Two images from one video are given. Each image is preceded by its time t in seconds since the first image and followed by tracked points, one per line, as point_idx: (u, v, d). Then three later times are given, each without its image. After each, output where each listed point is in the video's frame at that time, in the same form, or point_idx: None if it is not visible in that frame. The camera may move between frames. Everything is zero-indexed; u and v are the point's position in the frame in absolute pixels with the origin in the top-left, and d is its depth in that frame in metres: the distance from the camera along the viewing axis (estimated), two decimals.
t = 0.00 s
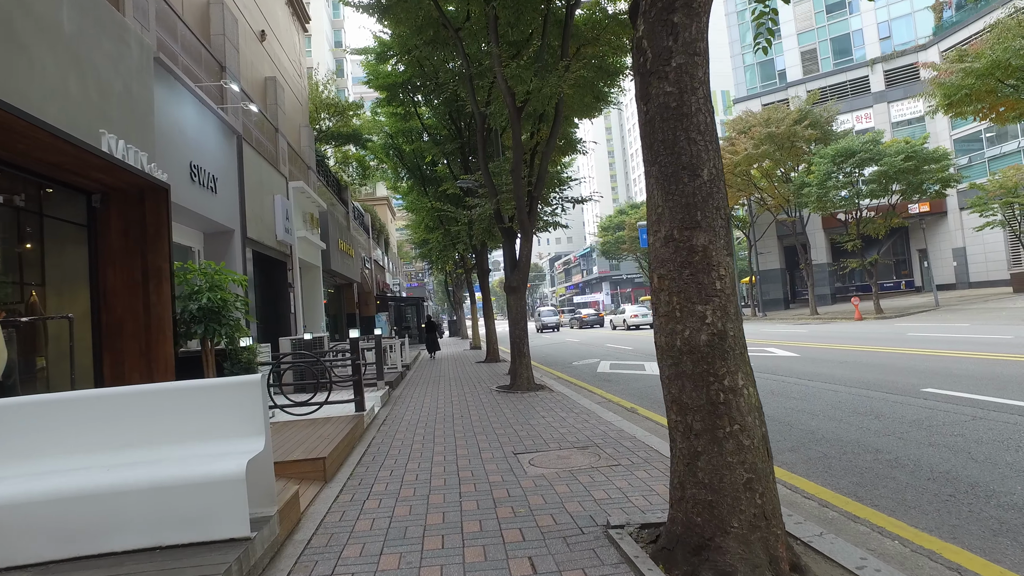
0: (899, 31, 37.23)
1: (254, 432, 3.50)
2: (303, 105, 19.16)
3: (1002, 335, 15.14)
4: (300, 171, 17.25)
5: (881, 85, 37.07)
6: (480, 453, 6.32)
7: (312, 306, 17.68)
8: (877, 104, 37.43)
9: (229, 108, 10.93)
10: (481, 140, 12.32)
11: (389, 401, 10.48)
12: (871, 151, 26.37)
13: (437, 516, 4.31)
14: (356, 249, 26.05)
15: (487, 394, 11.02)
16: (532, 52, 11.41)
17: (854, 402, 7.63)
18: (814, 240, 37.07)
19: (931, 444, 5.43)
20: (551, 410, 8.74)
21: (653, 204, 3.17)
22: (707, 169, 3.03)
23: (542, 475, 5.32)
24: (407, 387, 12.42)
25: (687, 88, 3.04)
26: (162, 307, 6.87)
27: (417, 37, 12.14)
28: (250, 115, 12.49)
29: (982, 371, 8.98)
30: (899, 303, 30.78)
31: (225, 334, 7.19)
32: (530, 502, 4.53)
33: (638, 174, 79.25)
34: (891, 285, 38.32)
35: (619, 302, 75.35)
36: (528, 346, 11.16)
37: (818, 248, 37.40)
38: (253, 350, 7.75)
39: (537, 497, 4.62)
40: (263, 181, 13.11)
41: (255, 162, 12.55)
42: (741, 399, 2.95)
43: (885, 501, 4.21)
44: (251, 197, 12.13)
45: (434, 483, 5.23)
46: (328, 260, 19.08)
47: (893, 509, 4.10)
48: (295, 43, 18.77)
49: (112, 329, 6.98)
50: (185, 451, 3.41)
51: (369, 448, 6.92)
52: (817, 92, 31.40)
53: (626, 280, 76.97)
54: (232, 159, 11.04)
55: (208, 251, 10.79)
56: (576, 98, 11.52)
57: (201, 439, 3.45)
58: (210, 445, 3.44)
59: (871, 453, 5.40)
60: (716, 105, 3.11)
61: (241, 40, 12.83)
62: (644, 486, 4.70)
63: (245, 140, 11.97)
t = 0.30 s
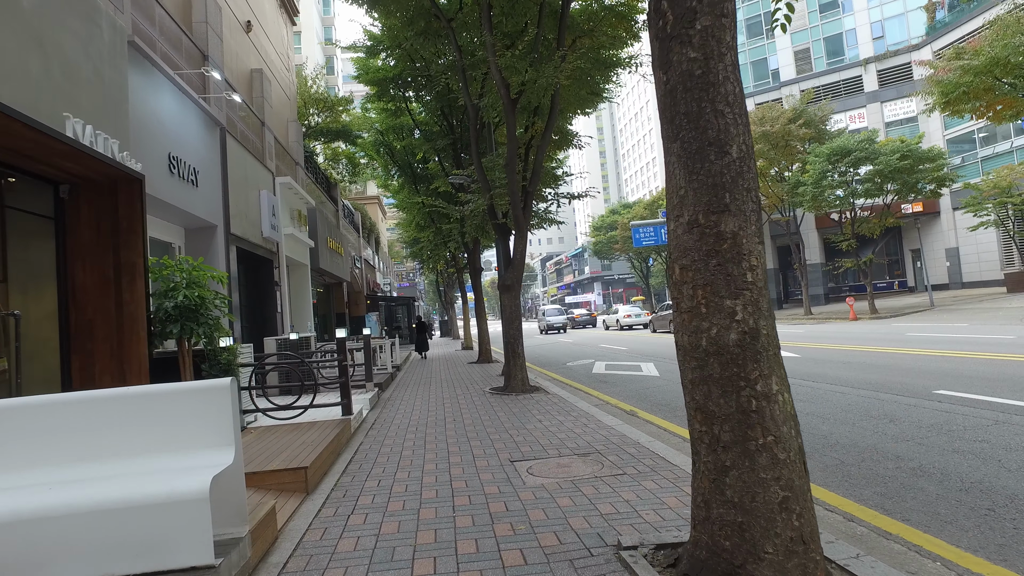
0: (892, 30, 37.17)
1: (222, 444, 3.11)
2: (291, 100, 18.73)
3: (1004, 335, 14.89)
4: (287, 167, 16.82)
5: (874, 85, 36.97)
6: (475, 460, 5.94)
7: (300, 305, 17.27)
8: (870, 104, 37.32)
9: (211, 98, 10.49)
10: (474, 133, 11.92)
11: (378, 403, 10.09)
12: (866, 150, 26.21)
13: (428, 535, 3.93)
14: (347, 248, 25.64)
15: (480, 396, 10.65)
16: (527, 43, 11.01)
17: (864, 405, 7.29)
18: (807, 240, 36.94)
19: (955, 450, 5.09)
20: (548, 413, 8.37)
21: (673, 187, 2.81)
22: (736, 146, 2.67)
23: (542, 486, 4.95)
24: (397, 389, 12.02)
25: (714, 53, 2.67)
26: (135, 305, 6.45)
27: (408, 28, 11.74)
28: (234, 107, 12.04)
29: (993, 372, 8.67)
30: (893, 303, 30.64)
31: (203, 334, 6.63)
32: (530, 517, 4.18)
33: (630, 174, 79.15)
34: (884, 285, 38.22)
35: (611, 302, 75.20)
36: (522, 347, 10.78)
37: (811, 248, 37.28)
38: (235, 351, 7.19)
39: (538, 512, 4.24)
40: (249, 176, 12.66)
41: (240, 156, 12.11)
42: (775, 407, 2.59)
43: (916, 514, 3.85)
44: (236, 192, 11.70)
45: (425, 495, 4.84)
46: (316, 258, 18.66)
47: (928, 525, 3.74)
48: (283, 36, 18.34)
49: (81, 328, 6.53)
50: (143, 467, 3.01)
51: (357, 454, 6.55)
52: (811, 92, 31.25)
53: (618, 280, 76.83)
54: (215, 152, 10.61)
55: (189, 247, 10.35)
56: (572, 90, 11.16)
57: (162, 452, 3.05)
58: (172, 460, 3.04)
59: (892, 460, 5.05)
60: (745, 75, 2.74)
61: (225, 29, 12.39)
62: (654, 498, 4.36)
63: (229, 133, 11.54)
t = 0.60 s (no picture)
0: (893, 29, 36.93)
1: (185, 470, 2.67)
2: (283, 95, 18.30)
3: (1012, 336, 14.58)
4: (279, 163, 16.39)
5: (874, 83, 36.69)
6: (472, 473, 5.53)
7: (293, 305, 16.88)
8: (869, 103, 37.02)
9: (197, 89, 10.06)
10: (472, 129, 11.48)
11: (371, 408, 9.70)
12: (869, 149, 25.93)
13: (425, 566, 3.52)
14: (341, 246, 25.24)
15: (477, 401, 10.26)
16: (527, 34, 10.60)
17: (883, 413, 6.92)
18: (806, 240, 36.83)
19: (992, 466, 4.72)
20: (549, 420, 7.97)
21: (709, 172, 2.40)
22: (786, 125, 2.27)
23: (547, 507, 4.52)
24: (391, 392, 11.61)
25: (756, 15, 2.28)
26: (109, 304, 6.05)
27: (404, 20, 11.32)
28: (222, 99, 11.62)
29: (1015, 376, 8.31)
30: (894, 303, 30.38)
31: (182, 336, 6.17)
32: (536, 546, 3.78)
33: (627, 174, 78.94)
34: (884, 285, 37.98)
35: (607, 302, 75.11)
36: (522, 350, 10.38)
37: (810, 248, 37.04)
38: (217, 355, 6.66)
39: (544, 540, 3.85)
40: (238, 171, 12.23)
41: (228, 151, 11.66)
42: (831, 432, 2.19)
43: (966, 543, 3.45)
44: (224, 187, 11.27)
45: (421, 515, 4.45)
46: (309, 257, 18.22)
47: (980, 555, 3.35)
48: (275, 29, 17.89)
49: (50, 330, 6.06)
50: (88, 498, 2.56)
51: (347, 464, 6.14)
52: (812, 90, 30.94)
53: (615, 279, 76.80)
54: (201, 145, 10.17)
55: (173, 244, 9.93)
56: (572, 82, 10.77)
57: (111, 481, 2.60)
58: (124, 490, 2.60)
59: (923, 476, 4.68)
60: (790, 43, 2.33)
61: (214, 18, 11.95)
62: (672, 523, 4.00)
63: (217, 126, 11.10)
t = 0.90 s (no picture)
0: (895, 26, 37.00)
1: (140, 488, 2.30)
2: (278, 88, 17.89)
3: None
4: (273, 157, 15.98)
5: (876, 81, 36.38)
6: (475, 480, 5.09)
7: (289, 303, 16.46)
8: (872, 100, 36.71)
9: (186, 77, 9.64)
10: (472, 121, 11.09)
11: (366, 409, 9.29)
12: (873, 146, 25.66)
13: None
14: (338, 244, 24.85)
15: (476, 402, 9.86)
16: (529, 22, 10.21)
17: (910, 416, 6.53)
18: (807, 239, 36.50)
19: None
20: (552, 423, 7.54)
21: (764, 135, 2.01)
22: (859, 76, 1.87)
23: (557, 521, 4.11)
24: (386, 394, 11.18)
25: None
26: (86, 299, 5.65)
27: (401, 8, 10.92)
28: (212, 88, 11.20)
29: None
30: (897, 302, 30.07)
31: (164, 333, 5.76)
32: (547, 566, 3.35)
33: (625, 173, 78.69)
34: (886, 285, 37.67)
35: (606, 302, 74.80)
36: (523, 350, 9.98)
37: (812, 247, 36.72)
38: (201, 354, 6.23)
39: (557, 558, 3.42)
40: (229, 164, 11.80)
41: (219, 143, 11.24)
42: (917, 447, 1.80)
43: None
44: (215, 181, 10.84)
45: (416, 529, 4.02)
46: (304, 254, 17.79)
47: None
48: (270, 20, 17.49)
49: (20, 328, 5.60)
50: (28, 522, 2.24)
51: (339, 471, 5.70)
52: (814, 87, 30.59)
53: (613, 279, 76.52)
54: (189, 136, 9.74)
55: (160, 239, 9.49)
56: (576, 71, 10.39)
57: (58, 505, 2.28)
58: (69, 515, 2.26)
59: (968, 486, 4.29)
60: None
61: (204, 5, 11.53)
62: (698, 541, 3.53)
63: (207, 116, 10.68)
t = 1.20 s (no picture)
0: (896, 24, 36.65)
1: (79, 531, 2.04)
2: (271, 84, 17.51)
3: None
4: (265, 153, 15.58)
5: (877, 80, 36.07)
6: (474, 497, 4.65)
7: (283, 304, 16.08)
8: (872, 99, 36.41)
9: (171, 67, 9.21)
10: (471, 115, 10.69)
11: (360, 414, 8.90)
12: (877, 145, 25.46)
13: None
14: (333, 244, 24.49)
15: (476, 406, 9.51)
16: (531, 10, 9.85)
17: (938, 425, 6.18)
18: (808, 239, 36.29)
19: None
20: (556, 430, 7.16)
21: (842, 96, 1.82)
22: (966, 22, 1.65)
23: (569, 545, 3.65)
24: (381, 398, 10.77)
25: None
26: (56, 299, 5.26)
27: None
28: (201, 79, 10.80)
29: None
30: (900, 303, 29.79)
31: (140, 335, 5.35)
32: None
33: (623, 173, 78.47)
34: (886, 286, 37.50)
35: (603, 302, 74.56)
36: (524, 353, 9.62)
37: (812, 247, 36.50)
38: (183, 357, 5.79)
39: None
40: (219, 160, 11.40)
41: (208, 137, 10.83)
42: None
43: None
44: (203, 176, 10.44)
45: (413, 555, 3.58)
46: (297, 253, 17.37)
47: None
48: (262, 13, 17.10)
49: None
50: None
51: (328, 484, 5.28)
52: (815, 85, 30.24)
53: (611, 278, 76.34)
54: (176, 129, 9.36)
55: (145, 237, 9.08)
56: (579, 62, 10.03)
57: None
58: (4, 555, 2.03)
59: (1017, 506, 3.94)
60: None
61: None
62: (729, 572, 3.13)
63: (195, 109, 10.28)
